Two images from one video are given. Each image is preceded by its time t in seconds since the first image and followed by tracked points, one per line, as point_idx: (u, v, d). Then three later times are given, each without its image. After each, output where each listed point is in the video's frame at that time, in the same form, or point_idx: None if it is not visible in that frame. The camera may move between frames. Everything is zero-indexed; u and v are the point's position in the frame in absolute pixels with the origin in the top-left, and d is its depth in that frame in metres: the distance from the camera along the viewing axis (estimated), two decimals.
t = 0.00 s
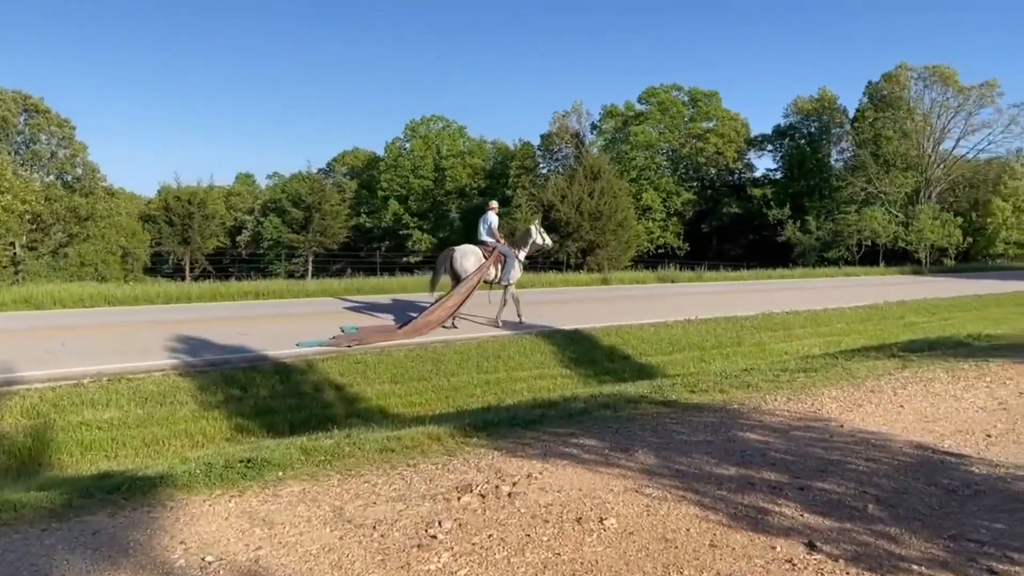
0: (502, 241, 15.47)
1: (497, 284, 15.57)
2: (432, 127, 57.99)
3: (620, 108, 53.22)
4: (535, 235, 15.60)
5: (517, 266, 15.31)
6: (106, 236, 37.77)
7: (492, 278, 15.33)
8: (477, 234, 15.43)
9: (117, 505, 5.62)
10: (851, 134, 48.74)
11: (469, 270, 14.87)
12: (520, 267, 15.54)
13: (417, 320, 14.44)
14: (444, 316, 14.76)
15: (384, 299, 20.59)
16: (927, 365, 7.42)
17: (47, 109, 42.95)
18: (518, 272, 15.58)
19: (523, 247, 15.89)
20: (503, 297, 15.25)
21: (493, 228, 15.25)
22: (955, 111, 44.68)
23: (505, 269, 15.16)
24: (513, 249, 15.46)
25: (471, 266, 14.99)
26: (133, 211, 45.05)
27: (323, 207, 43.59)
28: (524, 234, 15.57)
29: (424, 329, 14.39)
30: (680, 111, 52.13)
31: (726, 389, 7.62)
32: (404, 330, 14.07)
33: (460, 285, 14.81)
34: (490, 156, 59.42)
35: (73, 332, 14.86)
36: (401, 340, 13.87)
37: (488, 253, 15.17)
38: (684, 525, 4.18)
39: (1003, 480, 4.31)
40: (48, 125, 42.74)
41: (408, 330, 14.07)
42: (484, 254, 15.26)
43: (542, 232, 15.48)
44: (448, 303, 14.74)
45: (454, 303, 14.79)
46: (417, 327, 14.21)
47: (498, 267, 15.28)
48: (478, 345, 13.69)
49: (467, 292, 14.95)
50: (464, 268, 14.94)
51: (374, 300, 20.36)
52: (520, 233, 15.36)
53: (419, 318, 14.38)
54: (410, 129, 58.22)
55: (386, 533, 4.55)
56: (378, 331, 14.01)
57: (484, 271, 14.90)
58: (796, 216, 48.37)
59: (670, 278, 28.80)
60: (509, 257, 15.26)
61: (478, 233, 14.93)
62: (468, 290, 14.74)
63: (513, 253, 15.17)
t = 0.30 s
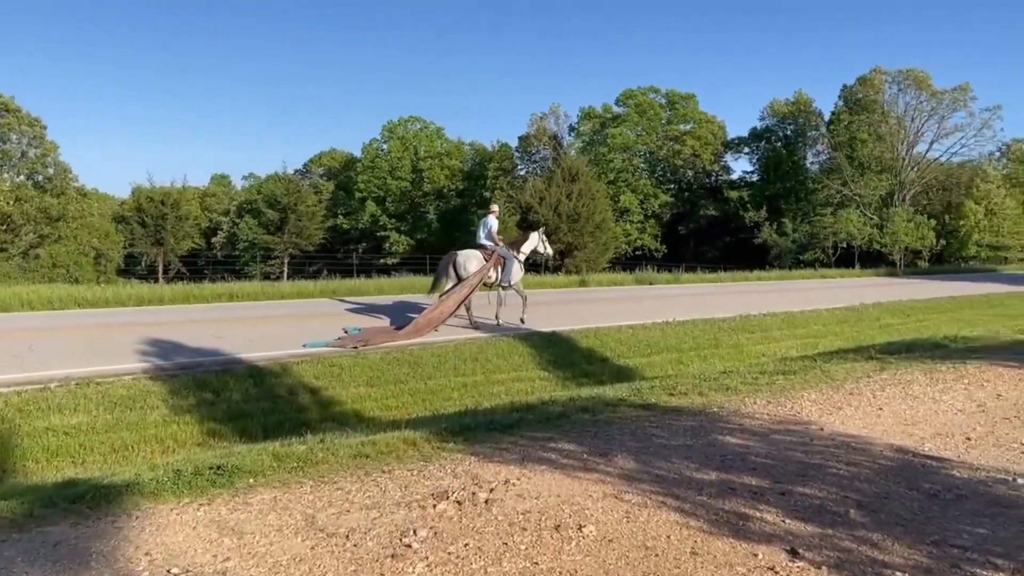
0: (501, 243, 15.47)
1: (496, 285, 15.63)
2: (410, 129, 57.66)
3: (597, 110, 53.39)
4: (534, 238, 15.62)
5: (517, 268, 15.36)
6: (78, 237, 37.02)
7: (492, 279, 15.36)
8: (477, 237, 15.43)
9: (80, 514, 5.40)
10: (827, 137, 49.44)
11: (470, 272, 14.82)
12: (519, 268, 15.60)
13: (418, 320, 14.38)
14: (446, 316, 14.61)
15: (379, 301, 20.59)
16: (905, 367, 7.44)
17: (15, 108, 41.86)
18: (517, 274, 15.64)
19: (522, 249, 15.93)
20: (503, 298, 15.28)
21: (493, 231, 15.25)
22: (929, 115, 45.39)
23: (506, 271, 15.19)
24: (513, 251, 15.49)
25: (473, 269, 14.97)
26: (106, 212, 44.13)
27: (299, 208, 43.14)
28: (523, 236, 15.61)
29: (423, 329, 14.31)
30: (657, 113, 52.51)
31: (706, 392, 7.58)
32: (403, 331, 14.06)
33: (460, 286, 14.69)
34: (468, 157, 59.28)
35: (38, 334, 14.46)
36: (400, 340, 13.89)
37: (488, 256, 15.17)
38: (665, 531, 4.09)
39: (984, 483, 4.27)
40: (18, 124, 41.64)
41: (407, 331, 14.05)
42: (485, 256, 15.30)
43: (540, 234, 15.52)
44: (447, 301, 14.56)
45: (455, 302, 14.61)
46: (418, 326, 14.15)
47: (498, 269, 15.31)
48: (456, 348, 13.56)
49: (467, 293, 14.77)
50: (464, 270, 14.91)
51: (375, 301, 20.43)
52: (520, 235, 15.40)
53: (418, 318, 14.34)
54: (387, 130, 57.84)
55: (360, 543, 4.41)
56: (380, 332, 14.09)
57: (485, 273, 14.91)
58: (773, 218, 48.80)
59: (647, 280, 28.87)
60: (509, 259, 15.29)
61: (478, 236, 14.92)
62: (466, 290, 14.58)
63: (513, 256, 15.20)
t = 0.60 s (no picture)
0: (502, 243, 15.53)
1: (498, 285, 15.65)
2: (386, 128, 57.30)
3: (574, 111, 53.49)
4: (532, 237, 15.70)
5: (518, 268, 15.40)
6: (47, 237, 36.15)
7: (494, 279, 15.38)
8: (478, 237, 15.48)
9: (41, 523, 5.16)
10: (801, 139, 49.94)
11: (471, 270, 14.86)
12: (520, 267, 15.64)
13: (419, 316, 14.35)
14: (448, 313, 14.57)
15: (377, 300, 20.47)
16: (883, 367, 7.45)
17: None
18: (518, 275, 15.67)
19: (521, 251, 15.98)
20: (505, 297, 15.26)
21: (493, 230, 15.27)
22: (900, 117, 46.12)
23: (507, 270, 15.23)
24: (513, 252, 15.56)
25: (474, 267, 15.03)
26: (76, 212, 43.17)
27: (272, 208, 42.70)
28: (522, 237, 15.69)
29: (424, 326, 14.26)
30: (633, 115, 52.78)
31: (686, 392, 7.53)
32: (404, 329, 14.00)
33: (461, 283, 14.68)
34: (444, 157, 59.04)
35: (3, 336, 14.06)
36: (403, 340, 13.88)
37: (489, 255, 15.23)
38: (648, 536, 4.01)
39: (968, 485, 4.24)
40: None
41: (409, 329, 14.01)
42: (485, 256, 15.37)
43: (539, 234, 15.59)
44: (448, 297, 14.51)
45: (457, 298, 14.57)
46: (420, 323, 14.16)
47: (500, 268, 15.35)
48: (434, 349, 13.41)
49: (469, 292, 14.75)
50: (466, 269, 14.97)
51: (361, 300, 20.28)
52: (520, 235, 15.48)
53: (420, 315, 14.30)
54: (363, 130, 57.41)
55: (335, 551, 4.27)
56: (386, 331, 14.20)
57: (488, 271, 14.94)
58: (747, 219, 49.23)
59: (623, 280, 28.90)
60: (511, 258, 15.33)
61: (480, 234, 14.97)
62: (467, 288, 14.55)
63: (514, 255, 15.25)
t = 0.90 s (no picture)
0: (499, 241, 15.69)
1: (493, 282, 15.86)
2: (360, 127, 56.82)
3: (548, 111, 53.47)
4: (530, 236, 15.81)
5: (512, 267, 15.58)
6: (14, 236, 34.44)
7: (489, 277, 15.59)
8: (475, 235, 15.65)
9: None
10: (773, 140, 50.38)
11: (470, 270, 15.06)
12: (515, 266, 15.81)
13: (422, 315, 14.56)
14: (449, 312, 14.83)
15: (370, 300, 20.32)
16: (862, 367, 7.43)
17: None
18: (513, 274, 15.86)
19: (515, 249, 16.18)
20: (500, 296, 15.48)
21: (490, 229, 15.41)
22: (870, 119, 46.64)
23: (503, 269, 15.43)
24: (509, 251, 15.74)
25: (471, 266, 15.25)
26: (42, 209, 42.10)
27: (244, 207, 42.08)
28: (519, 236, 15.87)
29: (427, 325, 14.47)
30: (607, 115, 52.98)
31: (667, 393, 7.45)
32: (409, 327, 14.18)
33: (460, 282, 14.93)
34: (418, 156, 58.69)
35: None
36: (409, 337, 14.05)
37: (485, 254, 15.41)
38: (634, 543, 3.89)
39: (955, 487, 4.18)
40: None
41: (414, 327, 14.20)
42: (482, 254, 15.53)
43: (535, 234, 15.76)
44: (449, 298, 14.71)
45: (457, 298, 14.81)
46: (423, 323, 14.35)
47: (495, 266, 15.53)
48: (409, 349, 13.22)
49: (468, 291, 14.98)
50: (463, 267, 15.18)
51: (344, 300, 20.06)
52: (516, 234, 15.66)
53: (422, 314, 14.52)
54: (336, 129, 56.89)
55: (310, 562, 4.10)
56: (391, 329, 14.19)
57: (484, 269, 15.14)
58: (721, 219, 49.56)
59: (599, 280, 28.88)
60: (506, 258, 15.50)
61: (477, 233, 15.15)
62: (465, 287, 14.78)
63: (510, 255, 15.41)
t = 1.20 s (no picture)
0: (495, 242, 15.78)
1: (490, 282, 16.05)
2: (333, 124, 56.24)
3: (523, 109, 53.39)
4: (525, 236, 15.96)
5: (509, 266, 15.76)
6: None
7: (486, 277, 15.76)
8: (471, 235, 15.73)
9: None
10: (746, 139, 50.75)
11: (467, 270, 15.25)
12: (511, 266, 15.98)
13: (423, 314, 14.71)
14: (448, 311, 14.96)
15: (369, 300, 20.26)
16: (842, 368, 7.43)
17: None
18: (509, 271, 16.04)
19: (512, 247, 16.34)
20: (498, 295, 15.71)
21: (487, 230, 15.55)
22: (842, 120, 47.05)
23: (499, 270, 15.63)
24: (505, 250, 15.87)
25: (468, 267, 15.36)
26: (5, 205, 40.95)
27: (215, 204, 41.38)
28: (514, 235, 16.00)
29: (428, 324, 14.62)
30: (582, 114, 53.11)
31: (648, 395, 7.39)
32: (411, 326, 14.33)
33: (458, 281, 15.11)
34: (392, 154, 58.25)
35: None
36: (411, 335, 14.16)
37: (482, 255, 15.51)
38: (621, 552, 3.79)
39: (941, 491, 4.14)
40: None
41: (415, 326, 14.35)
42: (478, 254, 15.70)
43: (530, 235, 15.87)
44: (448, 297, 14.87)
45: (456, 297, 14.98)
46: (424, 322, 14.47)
47: (491, 267, 15.69)
48: (384, 349, 13.03)
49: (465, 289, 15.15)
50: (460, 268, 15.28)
51: (340, 299, 19.99)
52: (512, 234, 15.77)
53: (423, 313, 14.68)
54: (309, 126, 56.29)
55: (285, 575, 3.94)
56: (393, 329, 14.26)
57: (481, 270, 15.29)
58: (695, 219, 49.85)
59: (575, 279, 28.85)
60: (502, 258, 15.68)
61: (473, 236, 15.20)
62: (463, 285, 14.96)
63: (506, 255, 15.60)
